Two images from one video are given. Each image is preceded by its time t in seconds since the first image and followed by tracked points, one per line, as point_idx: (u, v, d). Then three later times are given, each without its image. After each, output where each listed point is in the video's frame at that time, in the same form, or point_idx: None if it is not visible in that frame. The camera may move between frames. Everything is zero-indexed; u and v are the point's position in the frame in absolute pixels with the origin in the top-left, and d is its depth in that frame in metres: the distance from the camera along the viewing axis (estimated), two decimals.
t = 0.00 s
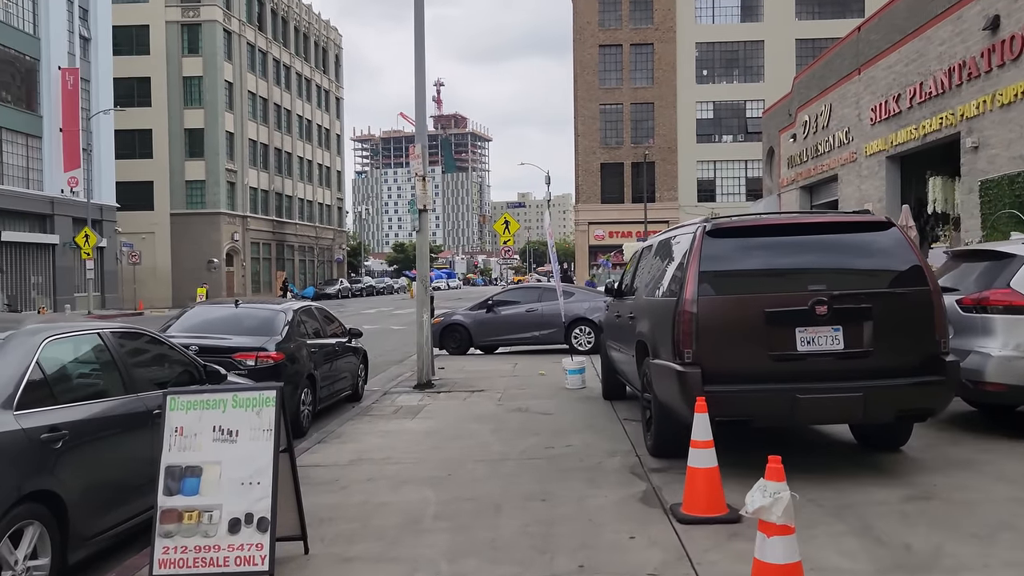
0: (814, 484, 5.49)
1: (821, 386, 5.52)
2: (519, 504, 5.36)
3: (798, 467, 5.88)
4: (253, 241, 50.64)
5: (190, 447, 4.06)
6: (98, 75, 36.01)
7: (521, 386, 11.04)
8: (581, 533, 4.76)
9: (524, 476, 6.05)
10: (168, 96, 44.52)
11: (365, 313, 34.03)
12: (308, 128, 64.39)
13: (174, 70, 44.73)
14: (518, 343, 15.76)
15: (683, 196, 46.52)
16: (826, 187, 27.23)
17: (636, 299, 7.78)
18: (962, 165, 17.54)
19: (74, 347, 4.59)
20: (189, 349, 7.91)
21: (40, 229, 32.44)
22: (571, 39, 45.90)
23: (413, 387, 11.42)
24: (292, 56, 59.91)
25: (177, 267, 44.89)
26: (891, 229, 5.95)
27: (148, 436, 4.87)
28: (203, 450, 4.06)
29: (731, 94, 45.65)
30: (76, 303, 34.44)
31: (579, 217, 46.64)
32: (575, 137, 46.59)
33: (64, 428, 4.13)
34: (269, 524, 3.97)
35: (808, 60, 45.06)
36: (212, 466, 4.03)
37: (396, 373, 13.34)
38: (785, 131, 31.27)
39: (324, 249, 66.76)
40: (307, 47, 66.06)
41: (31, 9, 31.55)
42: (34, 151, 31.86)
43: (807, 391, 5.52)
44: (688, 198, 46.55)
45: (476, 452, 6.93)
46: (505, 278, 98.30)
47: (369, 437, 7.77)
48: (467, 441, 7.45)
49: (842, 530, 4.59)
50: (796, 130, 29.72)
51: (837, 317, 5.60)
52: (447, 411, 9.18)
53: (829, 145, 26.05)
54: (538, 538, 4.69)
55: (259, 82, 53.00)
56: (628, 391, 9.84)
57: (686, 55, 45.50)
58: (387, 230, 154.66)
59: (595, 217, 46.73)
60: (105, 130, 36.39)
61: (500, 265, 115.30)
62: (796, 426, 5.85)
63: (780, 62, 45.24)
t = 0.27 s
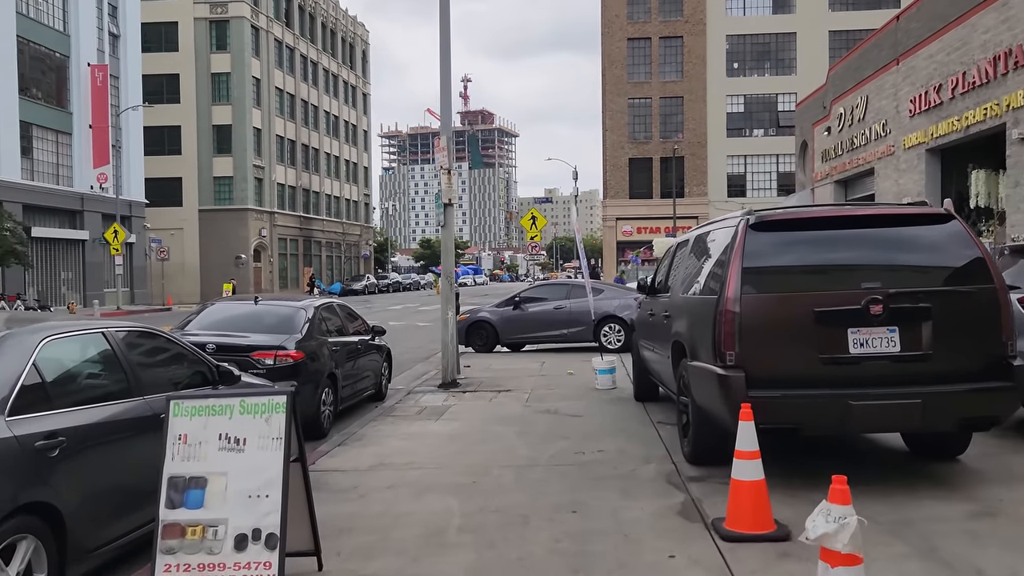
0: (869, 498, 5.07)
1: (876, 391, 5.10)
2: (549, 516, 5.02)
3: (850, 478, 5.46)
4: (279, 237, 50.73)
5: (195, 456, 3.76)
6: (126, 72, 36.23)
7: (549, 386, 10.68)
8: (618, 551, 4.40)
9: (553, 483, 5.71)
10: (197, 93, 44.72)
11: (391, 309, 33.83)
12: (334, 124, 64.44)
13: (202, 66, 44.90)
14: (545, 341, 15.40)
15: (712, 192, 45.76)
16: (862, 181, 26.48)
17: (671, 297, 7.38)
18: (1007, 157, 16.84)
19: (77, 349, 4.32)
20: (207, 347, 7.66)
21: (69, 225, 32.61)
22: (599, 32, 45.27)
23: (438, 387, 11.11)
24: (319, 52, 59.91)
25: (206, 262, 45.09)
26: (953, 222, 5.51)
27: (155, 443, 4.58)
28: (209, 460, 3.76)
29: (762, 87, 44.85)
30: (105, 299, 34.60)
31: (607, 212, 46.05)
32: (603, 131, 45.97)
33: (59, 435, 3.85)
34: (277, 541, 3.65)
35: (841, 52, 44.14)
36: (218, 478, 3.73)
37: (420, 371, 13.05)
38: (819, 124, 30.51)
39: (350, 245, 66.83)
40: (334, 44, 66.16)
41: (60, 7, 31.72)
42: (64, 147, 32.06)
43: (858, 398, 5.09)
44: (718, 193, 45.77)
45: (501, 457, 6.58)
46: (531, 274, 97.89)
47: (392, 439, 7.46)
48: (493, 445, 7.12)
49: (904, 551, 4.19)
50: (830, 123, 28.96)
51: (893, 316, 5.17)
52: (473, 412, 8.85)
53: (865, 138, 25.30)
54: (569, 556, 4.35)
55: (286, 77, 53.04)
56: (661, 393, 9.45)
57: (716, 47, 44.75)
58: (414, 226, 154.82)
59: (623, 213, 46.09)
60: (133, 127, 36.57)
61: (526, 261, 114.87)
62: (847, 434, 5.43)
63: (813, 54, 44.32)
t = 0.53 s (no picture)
0: (920, 507, 4.66)
1: (927, 394, 4.69)
2: (570, 525, 4.67)
3: (896, 484, 5.06)
4: (302, 230, 50.71)
5: (185, 462, 3.46)
6: (148, 65, 36.26)
7: (571, 382, 10.33)
8: (647, 565, 4.04)
9: (576, 489, 5.35)
10: (219, 87, 44.74)
11: (413, 302, 33.58)
12: (356, 117, 64.30)
13: (225, 60, 44.91)
14: (567, 336, 15.04)
15: (738, 184, 45.00)
16: (894, 171, 25.77)
17: (701, 290, 6.98)
18: None
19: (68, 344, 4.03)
20: (216, 342, 7.38)
21: (91, 218, 32.68)
22: (623, 22, 44.61)
23: (457, 382, 10.79)
24: (341, 44, 59.76)
25: (228, 255, 45.13)
26: (1011, 209, 5.07)
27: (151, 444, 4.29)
28: (200, 467, 3.46)
29: (789, 77, 44.05)
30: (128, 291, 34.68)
31: (630, 205, 45.42)
32: (627, 123, 45.35)
33: (43, 436, 3.56)
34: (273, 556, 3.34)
35: (871, 40, 43.18)
36: (210, 486, 3.43)
37: (439, 367, 12.74)
38: (848, 114, 29.77)
39: (372, 238, 66.73)
40: (356, 37, 66.01)
41: None
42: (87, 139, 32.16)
43: (908, 401, 4.69)
44: (744, 185, 44.99)
45: (520, 459, 6.25)
46: (553, 267, 97.31)
47: (406, 439, 7.15)
48: (512, 444, 6.78)
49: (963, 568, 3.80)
50: (860, 113, 28.23)
51: (946, 312, 4.76)
52: (492, 409, 8.52)
53: (896, 127, 24.61)
54: (593, 570, 4.00)
55: (308, 70, 52.91)
56: (688, 390, 9.08)
57: (742, 37, 43.97)
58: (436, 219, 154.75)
59: (647, 205, 45.44)
60: (155, 119, 36.60)
61: (549, 254, 114.34)
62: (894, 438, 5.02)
63: (841, 43, 43.41)
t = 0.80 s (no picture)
0: (977, 521, 4.28)
1: (988, 398, 4.31)
2: (596, 538, 4.33)
3: (950, 495, 4.68)
4: (324, 221, 50.65)
5: (175, 472, 3.17)
6: (170, 56, 36.25)
7: (594, 378, 9.98)
8: None
9: (601, 496, 5.02)
10: (241, 78, 44.71)
11: (434, 293, 33.32)
12: (378, 108, 64.09)
13: (247, 51, 44.88)
14: (590, 329, 14.67)
15: (764, 174, 44.19)
16: (927, 160, 25.01)
17: (733, 283, 6.58)
18: None
19: (57, 343, 3.77)
20: (226, 336, 7.10)
21: (114, 209, 32.75)
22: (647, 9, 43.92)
23: (477, 377, 10.49)
24: (362, 35, 59.51)
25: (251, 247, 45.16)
26: None
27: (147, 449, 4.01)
28: (192, 477, 3.16)
29: (817, 65, 43.15)
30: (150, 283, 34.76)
31: (654, 195, 44.79)
32: (651, 112, 44.69)
33: (23, 443, 3.29)
34: None
35: (902, 27, 42.13)
36: (204, 498, 3.13)
37: (459, 360, 12.44)
38: (879, 101, 28.96)
39: (394, 229, 66.59)
40: (378, 27, 65.79)
41: None
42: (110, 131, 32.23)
43: (966, 406, 4.30)
44: (770, 175, 44.16)
45: (541, 460, 5.93)
46: (575, 259, 96.63)
47: (424, 437, 6.85)
48: (533, 445, 6.45)
49: None
50: (892, 100, 27.45)
51: (1008, 309, 4.35)
52: (512, 406, 8.21)
53: (930, 115, 23.85)
54: None
55: (329, 61, 52.70)
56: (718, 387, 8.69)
57: (769, 24, 43.12)
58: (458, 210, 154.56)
59: (671, 196, 44.76)
60: (177, 110, 36.62)
61: (572, 245, 113.67)
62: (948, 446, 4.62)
63: (871, 30, 42.41)
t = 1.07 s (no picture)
0: None
1: None
2: (627, 551, 3.99)
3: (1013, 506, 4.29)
4: (345, 213, 50.53)
5: (165, 483, 2.88)
6: (190, 47, 36.22)
7: (618, 373, 9.62)
8: None
9: (631, 503, 4.68)
10: (262, 69, 44.63)
11: (454, 285, 33.01)
12: (398, 98, 63.81)
13: (268, 42, 44.81)
14: (613, 322, 14.29)
15: (790, 163, 43.36)
16: (960, 148, 24.24)
17: (770, 275, 6.19)
18: None
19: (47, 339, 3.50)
20: (237, 330, 6.83)
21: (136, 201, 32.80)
22: None
23: (498, 372, 10.17)
24: (383, 25, 59.22)
25: (272, 238, 45.13)
26: None
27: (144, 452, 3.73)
28: (184, 489, 2.86)
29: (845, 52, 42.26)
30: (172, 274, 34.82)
31: (677, 185, 44.13)
32: (674, 101, 44.02)
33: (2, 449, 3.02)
34: None
35: (933, 12, 41.08)
36: (196, 512, 2.84)
37: (479, 354, 12.12)
38: (910, 88, 28.17)
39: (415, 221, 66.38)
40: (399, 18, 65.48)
41: None
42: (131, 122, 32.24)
43: None
44: (796, 165, 43.31)
45: (565, 463, 5.59)
46: (596, 250, 95.89)
47: (442, 437, 6.54)
48: (556, 445, 6.12)
49: None
50: (924, 87, 26.67)
51: None
52: (534, 403, 7.89)
53: (964, 101, 23.09)
54: None
55: (350, 51, 52.45)
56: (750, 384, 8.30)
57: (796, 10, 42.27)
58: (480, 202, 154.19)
59: (695, 186, 44.05)
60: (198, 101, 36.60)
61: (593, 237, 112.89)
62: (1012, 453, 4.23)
63: (901, 16, 41.41)
